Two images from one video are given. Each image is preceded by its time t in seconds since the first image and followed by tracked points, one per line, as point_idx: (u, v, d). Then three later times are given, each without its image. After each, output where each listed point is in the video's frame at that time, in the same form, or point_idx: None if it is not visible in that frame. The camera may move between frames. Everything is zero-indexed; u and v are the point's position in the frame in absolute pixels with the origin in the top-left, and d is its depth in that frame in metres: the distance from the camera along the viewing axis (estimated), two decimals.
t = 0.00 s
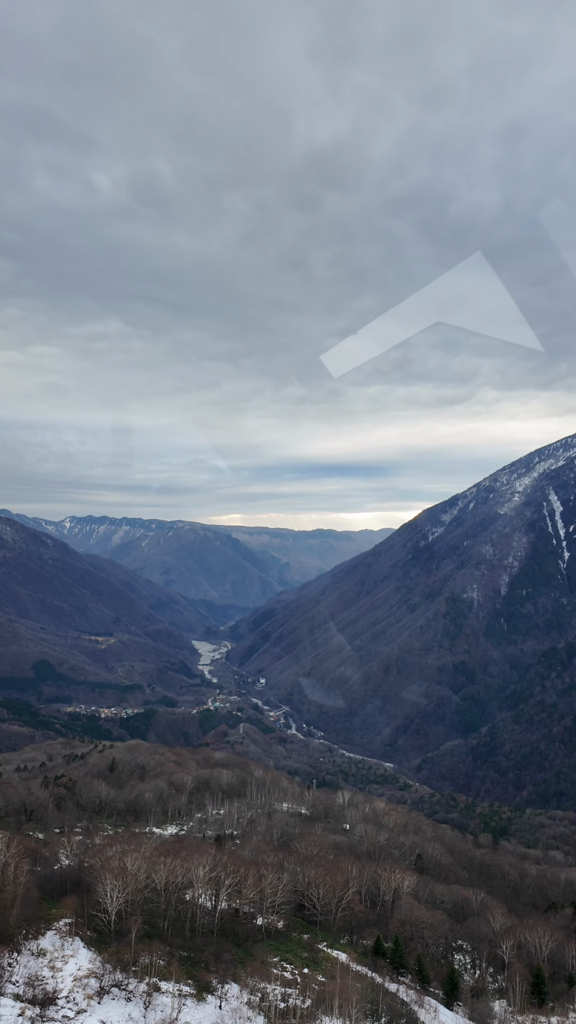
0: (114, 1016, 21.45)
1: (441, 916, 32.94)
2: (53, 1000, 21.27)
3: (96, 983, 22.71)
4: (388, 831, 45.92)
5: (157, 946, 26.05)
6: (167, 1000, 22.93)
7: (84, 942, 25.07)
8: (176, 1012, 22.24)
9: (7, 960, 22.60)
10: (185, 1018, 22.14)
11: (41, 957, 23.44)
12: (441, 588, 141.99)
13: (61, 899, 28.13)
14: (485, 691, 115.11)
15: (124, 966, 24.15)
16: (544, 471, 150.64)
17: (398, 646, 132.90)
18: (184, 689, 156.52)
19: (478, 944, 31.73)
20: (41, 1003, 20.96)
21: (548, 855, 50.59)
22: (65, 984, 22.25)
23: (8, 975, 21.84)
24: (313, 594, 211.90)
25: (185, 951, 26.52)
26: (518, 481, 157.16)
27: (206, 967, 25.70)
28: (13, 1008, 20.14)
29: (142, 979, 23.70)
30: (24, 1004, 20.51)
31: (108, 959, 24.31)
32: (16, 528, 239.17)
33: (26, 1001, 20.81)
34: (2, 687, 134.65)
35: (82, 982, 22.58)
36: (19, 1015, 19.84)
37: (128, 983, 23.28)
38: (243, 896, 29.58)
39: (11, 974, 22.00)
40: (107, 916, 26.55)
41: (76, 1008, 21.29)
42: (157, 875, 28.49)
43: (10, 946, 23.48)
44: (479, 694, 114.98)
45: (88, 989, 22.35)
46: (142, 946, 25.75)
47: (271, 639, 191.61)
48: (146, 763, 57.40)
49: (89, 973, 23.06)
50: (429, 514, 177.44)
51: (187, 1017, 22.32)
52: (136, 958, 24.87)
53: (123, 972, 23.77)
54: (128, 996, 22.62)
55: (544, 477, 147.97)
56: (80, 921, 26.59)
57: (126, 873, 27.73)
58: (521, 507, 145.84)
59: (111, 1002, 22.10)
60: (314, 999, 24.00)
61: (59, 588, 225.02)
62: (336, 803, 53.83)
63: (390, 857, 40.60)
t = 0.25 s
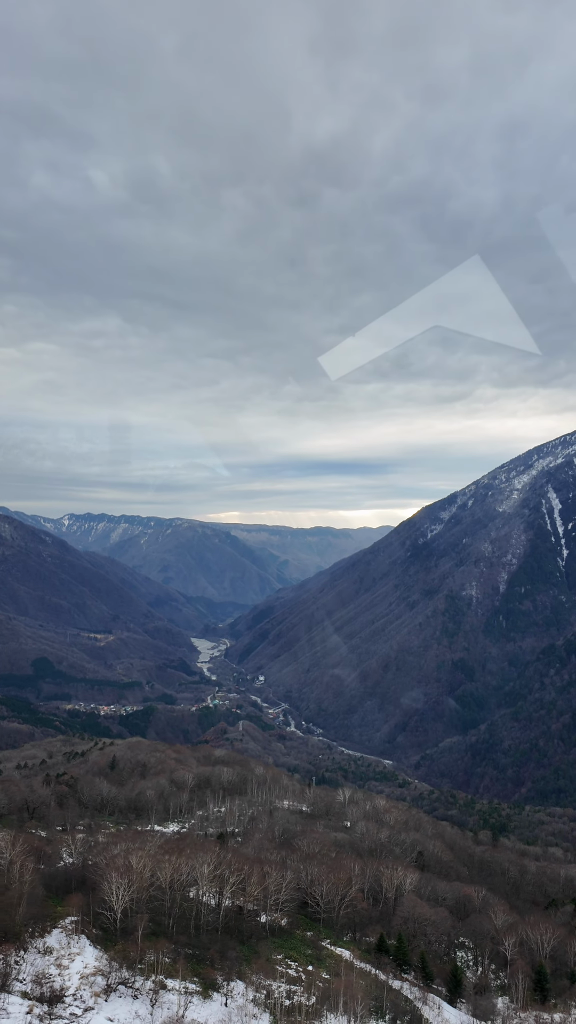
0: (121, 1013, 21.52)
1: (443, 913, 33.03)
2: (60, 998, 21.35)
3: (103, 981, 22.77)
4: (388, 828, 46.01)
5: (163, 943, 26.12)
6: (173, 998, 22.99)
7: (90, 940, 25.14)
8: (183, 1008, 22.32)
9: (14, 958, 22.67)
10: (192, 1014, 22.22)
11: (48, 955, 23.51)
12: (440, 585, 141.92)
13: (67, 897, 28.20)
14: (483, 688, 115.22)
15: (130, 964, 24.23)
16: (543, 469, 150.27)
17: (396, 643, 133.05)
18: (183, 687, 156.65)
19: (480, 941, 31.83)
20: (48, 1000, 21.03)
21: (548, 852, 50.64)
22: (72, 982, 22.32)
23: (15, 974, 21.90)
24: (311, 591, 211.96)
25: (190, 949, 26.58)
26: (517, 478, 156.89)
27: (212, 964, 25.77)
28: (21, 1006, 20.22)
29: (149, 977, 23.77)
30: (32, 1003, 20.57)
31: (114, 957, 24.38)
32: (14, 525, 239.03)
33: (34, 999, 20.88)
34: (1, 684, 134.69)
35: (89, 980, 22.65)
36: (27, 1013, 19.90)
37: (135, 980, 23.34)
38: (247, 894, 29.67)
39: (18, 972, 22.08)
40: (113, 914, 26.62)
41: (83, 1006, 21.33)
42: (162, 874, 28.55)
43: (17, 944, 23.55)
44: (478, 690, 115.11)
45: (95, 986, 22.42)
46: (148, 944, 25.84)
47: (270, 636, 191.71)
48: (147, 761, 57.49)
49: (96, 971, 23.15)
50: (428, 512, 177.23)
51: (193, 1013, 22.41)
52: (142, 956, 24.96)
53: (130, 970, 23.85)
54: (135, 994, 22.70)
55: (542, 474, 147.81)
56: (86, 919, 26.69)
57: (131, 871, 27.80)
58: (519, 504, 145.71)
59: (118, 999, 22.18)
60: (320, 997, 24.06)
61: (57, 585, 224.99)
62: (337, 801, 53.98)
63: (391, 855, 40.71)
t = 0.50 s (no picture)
0: (129, 1009, 21.64)
1: (446, 909, 33.17)
2: (70, 994, 21.49)
3: (111, 978, 22.92)
4: (390, 824, 46.17)
5: (169, 940, 26.25)
6: (180, 994, 23.09)
7: (97, 937, 25.25)
8: (191, 1005, 22.41)
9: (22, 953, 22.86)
10: (199, 1010, 22.33)
11: (55, 951, 23.67)
12: (440, 582, 141.94)
13: (74, 894, 28.31)
14: (483, 684, 115.29)
15: (137, 960, 24.35)
16: (543, 465, 149.92)
17: (396, 640, 133.33)
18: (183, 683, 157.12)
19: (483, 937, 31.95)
20: (58, 997, 21.15)
21: (548, 848, 50.73)
22: (80, 978, 22.45)
23: (24, 970, 22.02)
24: (312, 588, 212.14)
25: (197, 945, 26.70)
26: (517, 475, 156.36)
27: (218, 961, 25.87)
28: (30, 1003, 20.37)
29: (156, 973, 23.89)
30: (41, 1000, 20.73)
31: (121, 954, 24.52)
32: (14, 521, 239.23)
33: (43, 995, 21.03)
34: (2, 680, 135.08)
35: (97, 976, 22.79)
36: (37, 1010, 20.03)
37: (142, 977, 23.47)
38: (252, 890, 29.80)
39: (27, 967, 22.27)
40: (120, 911, 26.76)
41: (92, 1002, 21.46)
42: (168, 870, 28.66)
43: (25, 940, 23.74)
44: (478, 686, 115.24)
45: (103, 983, 22.55)
46: (155, 940, 25.98)
47: (270, 633, 192.00)
48: (149, 757, 57.74)
49: (104, 968, 23.28)
50: (427, 508, 177.08)
51: (201, 1009, 22.52)
52: (149, 953, 25.07)
53: (137, 967, 23.99)
54: (142, 990, 22.81)
55: (543, 470, 147.61)
56: (93, 915, 26.84)
57: (137, 868, 27.92)
58: (520, 500, 145.48)
59: (126, 996, 22.31)
60: (324, 993, 24.18)
61: (57, 582, 225.34)
62: (339, 797, 54.21)
63: (393, 851, 40.85)
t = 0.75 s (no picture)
0: (137, 1009, 21.66)
1: (450, 908, 33.22)
2: (77, 994, 21.56)
3: (118, 977, 22.96)
4: (392, 823, 46.16)
5: (176, 939, 26.31)
6: (187, 993, 23.11)
7: (104, 937, 25.31)
8: (198, 1005, 22.43)
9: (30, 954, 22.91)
10: (206, 1009, 22.35)
11: (63, 951, 23.73)
12: (440, 581, 141.84)
13: (81, 895, 28.36)
14: (484, 683, 115.13)
15: (144, 960, 24.37)
16: (542, 464, 149.76)
17: (397, 640, 133.42)
18: (184, 682, 157.28)
19: (487, 937, 31.96)
20: (66, 997, 21.19)
21: (548, 847, 50.71)
22: (88, 978, 22.49)
23: (32, 970, 22.06)
24: (311, 587, 212.28)
25: (203, 945, 26.72)
26: (516, 474, 155.98)
27: (224, 960, 25.90)
28: (39, 1003, 20.42)
29: (163, 973, 23.92)
30: (50, 1000, 20.77)
31: (129, 953, 24.56)
32: (14, 520, 239.12)
33: (51, 996, 21.06)
34: (2, 680, 135.14)
35: (105, 976, 22.84)
36: (45, 1011, 20.07)
37: (150, 976, 23.51)
38: (257, 890, 29.83)
39: (35, 967, 22.32)
40: (126, 911, 26.79)
41: (100, 1002, 21.51)
42: (174, 870, 28.69)
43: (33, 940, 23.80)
44: (478, 685, 115.18)
45: (111, 982, 22.61)
46: (162, 940, 26.00)
47: (270, 632, 192.07)
48: (150, 756, 57.81)
49: (111, 967, 23.34)
50: (427, 506, 176.84)
51: (208, 1008, 22.54)
52: (156, 953, 25.13)
53: (144, 966, 24.03)
54: (150, 990, 22.84)
55: (543, 469, 147.39)
56: (99, 915, 26.91)
57: (144, 868, 27.94)
58: (520, 499, 145.24)
59: (133, 995, 22.34)
60: (330, 992, 24.20)
61: (57, 580, 225.38)
62: (341, 796, 54.23)
63: (395, 850, 40.87)
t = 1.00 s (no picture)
0: (145, 1009, 21.67)
1: (453, 908, 33.24)
2: (85, 994, 21.61)
3: (126, 978, 23.02)
4: (394, 823, 46.14)
5: (183, 940, 26.36)
6: (194, 994, 23.11)
7: (111, 937, 25.40)
8: (205, 1005, 22.42)
9: (38, 954, 22.99)
10: (213, 1009, 22.37)
11: (70, 951, 23.81)
12: (440, 581, 141.76)
13: (87, 895, 28.45)
14: (484, 683, 114.90)
15: (151, 961, 24.42)
16: (543, 463, 149.41)
17: (397, 640, 133.40)
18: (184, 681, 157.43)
19: (490, 937, 31.95)
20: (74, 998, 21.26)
21: (549, 847, 50.66)
22: (96, 978, 22.57)
23: (40, 971, 22.12)
24: (312, 586, 212.26)
25: (209, 946, 26.71)
26: (516, 473, 155.51)
27: (230, 960, 25.93)
28: (48, 1003, 20.51)
29: (170, 973, 23.94)
30: (59, 1001, 20.83)
31: (136, 954, 24.61)
32: (15, 519, 239.15)
33: (59, 996, 21.12)
34: (3, 679, 135.19)
35: (112, 976, 22.91)
36: (54, 1011, 20.13)
37: (157, 977, 23.52)
38: (261, 890, 29.83)
39: (43, 968, 22.39)
40: (133, 912, 26.85)
41: (108, 1002, 21.55)
42: (179, 871, 28.72)
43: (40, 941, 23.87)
44: (478, 684, 115.06)
45: (118, 982, 22.67)
46: (169, 941, 26.03)
47: (270, 632, 192.07)
48: (153, 757, 57.84)
49: (118, 968, 23.42)
50: (427, 506, 176.72)
51: (215, 1008, 22.54)
52: (163, 952, 25.19)
53: (152, 967, 24.07)
54: (157, 990, 22.87)
55: (543, 468, 147.24)
56: (106, 915, 26.98)
57: (150, 869, 27.99)
58: (520, 499, 145.05)
59: (141, 996, 22.39)
60: (335, 993, 24.20)
61: (58, 580, 225.54)
62: (343, 796, 54.22)
63: (398, 850, 40.87)
